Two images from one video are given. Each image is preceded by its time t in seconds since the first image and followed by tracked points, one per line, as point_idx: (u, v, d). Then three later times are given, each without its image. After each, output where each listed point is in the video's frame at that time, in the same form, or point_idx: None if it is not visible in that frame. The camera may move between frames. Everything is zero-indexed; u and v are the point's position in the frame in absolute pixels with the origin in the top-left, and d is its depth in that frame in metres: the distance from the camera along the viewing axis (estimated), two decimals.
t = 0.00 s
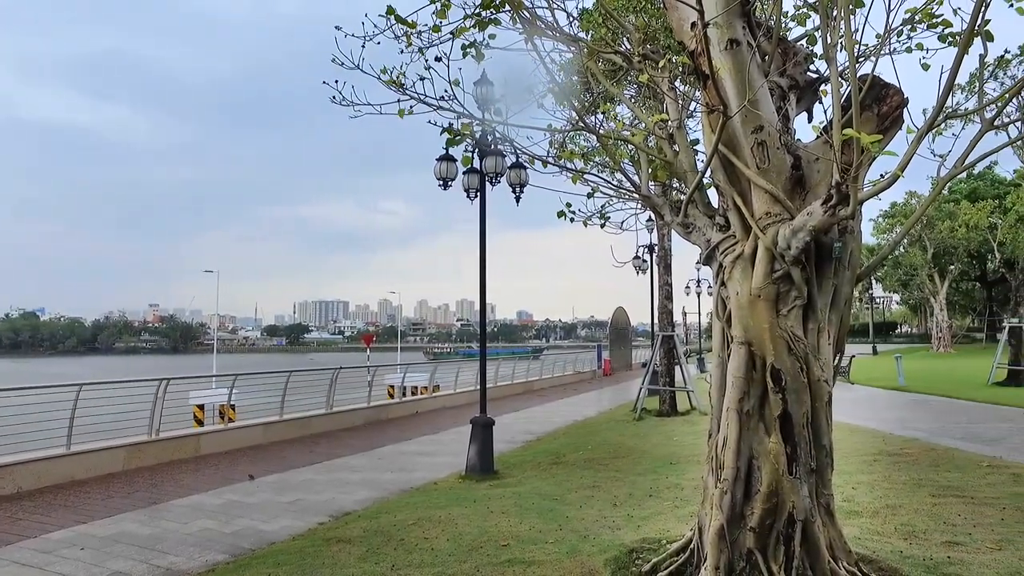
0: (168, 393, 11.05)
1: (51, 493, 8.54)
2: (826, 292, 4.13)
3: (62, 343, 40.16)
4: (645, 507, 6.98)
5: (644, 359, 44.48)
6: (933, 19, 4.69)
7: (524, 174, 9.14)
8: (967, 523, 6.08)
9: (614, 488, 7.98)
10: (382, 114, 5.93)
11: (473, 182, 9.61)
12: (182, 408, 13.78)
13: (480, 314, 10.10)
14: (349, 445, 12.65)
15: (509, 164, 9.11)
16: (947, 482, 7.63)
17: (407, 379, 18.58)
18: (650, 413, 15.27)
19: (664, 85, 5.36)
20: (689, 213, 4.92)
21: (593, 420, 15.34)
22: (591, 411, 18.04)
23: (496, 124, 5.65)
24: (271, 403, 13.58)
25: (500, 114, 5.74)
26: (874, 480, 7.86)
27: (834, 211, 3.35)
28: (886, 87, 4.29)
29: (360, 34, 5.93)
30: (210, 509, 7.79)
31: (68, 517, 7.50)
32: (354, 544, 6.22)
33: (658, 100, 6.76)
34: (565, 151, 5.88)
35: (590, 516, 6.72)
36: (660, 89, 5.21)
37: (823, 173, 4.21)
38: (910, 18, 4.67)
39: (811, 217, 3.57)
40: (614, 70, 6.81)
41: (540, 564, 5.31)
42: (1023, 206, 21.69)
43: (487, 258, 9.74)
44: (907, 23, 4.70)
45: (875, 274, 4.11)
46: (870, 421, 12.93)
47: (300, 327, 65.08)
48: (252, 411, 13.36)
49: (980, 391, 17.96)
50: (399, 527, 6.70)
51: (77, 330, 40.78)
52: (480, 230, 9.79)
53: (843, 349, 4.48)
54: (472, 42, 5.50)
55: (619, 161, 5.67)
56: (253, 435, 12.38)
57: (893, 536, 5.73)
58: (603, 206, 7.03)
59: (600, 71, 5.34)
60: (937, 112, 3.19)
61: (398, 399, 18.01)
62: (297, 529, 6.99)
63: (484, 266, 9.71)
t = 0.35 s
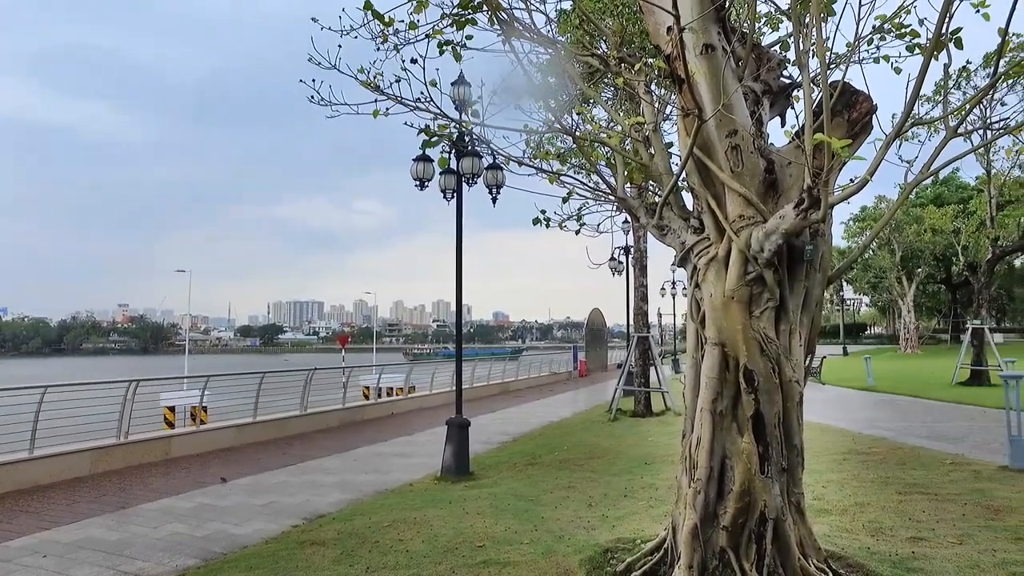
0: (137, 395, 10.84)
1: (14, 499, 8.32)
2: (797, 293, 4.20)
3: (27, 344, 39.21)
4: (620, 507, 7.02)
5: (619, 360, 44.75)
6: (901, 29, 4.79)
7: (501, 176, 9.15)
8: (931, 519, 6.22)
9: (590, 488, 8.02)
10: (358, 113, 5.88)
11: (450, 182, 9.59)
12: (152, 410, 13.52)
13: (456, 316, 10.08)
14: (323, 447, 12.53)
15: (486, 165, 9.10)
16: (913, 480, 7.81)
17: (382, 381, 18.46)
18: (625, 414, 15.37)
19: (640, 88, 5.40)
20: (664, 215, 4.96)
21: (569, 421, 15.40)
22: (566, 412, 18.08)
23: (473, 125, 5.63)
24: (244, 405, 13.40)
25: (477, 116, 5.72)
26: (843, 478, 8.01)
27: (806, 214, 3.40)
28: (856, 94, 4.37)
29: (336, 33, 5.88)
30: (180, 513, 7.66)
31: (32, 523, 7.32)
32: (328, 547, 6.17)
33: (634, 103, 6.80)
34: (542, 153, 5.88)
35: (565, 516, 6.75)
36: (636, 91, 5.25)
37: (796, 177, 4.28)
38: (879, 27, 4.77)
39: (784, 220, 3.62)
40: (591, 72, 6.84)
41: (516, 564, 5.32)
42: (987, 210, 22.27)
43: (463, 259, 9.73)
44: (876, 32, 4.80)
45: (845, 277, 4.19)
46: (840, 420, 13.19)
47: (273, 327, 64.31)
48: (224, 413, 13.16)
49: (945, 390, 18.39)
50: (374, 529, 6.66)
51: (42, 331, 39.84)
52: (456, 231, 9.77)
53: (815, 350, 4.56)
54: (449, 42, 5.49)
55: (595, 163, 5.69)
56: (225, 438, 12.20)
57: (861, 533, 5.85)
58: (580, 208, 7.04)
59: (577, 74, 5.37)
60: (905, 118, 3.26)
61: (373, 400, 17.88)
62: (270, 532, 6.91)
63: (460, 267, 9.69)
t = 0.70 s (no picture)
0: (103, 397, 10.61)
1: None
2: (768, 296, 4.26)
3: None
4: (594, 507, 7.06)
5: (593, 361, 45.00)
6: (869, 37, 4.89)
7: (476, 176, 9.13)
8: (896, 516, 6.36)
9: (563, 489, 8.04)
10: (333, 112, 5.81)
11: (425, 182, 9.55)
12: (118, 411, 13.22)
13: (430, 317, 10.04)
14: (295, 449, 12.39)
15: (462, 166, 9.08)
16: (878, 478, 7.97)
17: (356, 382, 18.30)
18: (599, 414, 15.44)
19: (615, 91, 5.43)
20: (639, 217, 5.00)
21: (544, 422, 15.43)
22: (541, 413, 18.11)
23: (449, 125, 5.60)
24: (214, 407, 13.18)
25: (453, 115, 5.69)
26: (812, 477, 8.14)
27: (776, 217, 3.46)
28: (826, 100, 4.46)
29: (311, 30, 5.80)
30: (147, 518, 7.50)
31: None
32: (299, 550, 6.10)
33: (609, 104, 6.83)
34: (518, 154, 5.88)
35: (538, 517, 6.76)
36: (612, 94, 5.28)
37: (767, 181, 4.34)
38: (848, 35, 4.86)
39: (755, 223, 3.67)
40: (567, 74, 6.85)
41: (490, 565, 5.32)
42: (951, 215, 22.85)
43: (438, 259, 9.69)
44: (844, 40, 4.89)
45: (814, 279, 4.27)
46: (809, 420, 13.42)
47: (245, 328, 63.36)
48: (193, 415, 12.93)
49: (910, 390, 18.79)
50: (346, 532, 6.60)
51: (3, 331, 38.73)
52: (432, 231, 9.74)
53: (785, 351, 4.63)
54: (426, 42, 5.46)
55: (570, 163, 5.70)
56: (194, 440, 11.99)
57: (829, 530, 5.95)
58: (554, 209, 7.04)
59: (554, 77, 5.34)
60: (872, 124, 3.33)
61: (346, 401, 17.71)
62: (240, 536, 6.81)
63: (435, 268, 9.66)
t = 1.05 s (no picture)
0: (50, 399, 10.23)
1: None
2: (728, 297, 4.33)
3: None
4: (556, 507, 7.09)
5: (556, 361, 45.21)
6: (825, 47, 5.02)
7: (441, 176, 9.09)
8: (848, 512, 6.53)
9: (526, 489, 8.05)
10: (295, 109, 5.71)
11: (389, 182, 9.46)
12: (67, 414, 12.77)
13: (393, 317, 9.95)
14: (254, 451, 12.14)
15: (426, 165, 9.02)
16: (832, 475, 8.19)
17: (317, 383, 18.03)
18: (562, 415, 15.51)
19: (579, 93, 5.45)
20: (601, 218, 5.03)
21: (507, 422, 15.43)
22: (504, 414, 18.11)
23: (413, 124, 5.55)
24: (170, 409, 12.84)
25: (417, 114, 5.64)
26: (769, 475, 8.32)
27: (736, 220, 3.51)
28: (784, 106, 4.55)
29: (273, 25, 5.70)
30: (96, 524, 7.26)
31: None
32: (257, 554, 5.97)
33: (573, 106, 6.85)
34: (482, 154, 5.86)
35: (500, 517, 6.75)
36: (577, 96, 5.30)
37: (727, 184, 4.42)
38: (805, 44, 4.98)
39: (715, 225, 3.72)
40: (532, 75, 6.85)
41: (451, 566, 5.29)
42: (902, 220, 23.59)
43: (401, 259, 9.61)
44: (802, 49, 5.02)
45: (771, 282, 4.36)
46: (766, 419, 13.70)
47: (202, 327, 61.91)
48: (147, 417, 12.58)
49: (864, 390, 19.20)
50: (305, 535, 6.49)
51: None
52: (395, 231, 9.65)
53: (743, 351, 4.71)
54: (391, 40, 5.41)
55: (534, 164, 5.70)
56: (148, 443, 11.66)
57: (784, 526, 6.09)
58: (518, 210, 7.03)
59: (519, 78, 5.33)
60: (827, 131, 3.41)
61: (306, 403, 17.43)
62: (194, 541, 6.64)
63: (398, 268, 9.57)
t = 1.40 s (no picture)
0: None
1: None
2: (692, 298, 4.38)
3: None
4: (523, 507, 7.10)
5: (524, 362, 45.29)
6: (787, 53, 5.14)
7: (408, 175, 9.03)
8: (808, 509, 6.67)
9: (493, 489, 8.04)
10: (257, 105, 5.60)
11: (356, 181, 9.37)
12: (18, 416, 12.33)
13: (359, 317, 9.85)
14: (215, 454, 11.89)
15: (394, 164, 8.96)
16: (792, 473, 8.35)
17: (281, 383, 17.76)
18: (529, 415, 15.53)
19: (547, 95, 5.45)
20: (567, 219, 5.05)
21: (473, 423, 15.39)
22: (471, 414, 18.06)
23: (379, 122, 5.48)
24: (126, 410, 12.48)
25: (383, 112, 5.58)
26: (732, 474, 8.44)
27: (701, 222, 3.55)
28: (748, 111, 4.64)
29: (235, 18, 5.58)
30: (47, 532, 7.02)
31: None
32: (217, 559, 5.85)
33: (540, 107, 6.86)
34: (449, 154, 5.82)
35: (467, 518, 6.73)
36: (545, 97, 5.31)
37: (692, 186, 4.47)
38: (768, 50, 5.09)
39: (680, 227, 3.76)
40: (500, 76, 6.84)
41: (416, 567, 5.25)
42: (861, 223, 24.19)
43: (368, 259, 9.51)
44: (765, 55, 5.12)
45: (734, 283, 4.43)
46: (730, 419, 13.92)
47: (162, 327, 60.44)
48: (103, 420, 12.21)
49: (827, 390, 19.53)
50: (268, 539, 6.38)
51: None
52: (362, 230, 9.55)
53: (707, 352, 4.78)
54: (358, 36, 5.34)
55: (501, 164, 5.68)
56: (104, 446, 11.33)
57: (746, 524, 6.19)
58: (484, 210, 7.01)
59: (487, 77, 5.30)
60: (789, 136, 3.48)
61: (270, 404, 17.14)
62: (152, 546, 6.47)
63: (365, 267, 9.47)
